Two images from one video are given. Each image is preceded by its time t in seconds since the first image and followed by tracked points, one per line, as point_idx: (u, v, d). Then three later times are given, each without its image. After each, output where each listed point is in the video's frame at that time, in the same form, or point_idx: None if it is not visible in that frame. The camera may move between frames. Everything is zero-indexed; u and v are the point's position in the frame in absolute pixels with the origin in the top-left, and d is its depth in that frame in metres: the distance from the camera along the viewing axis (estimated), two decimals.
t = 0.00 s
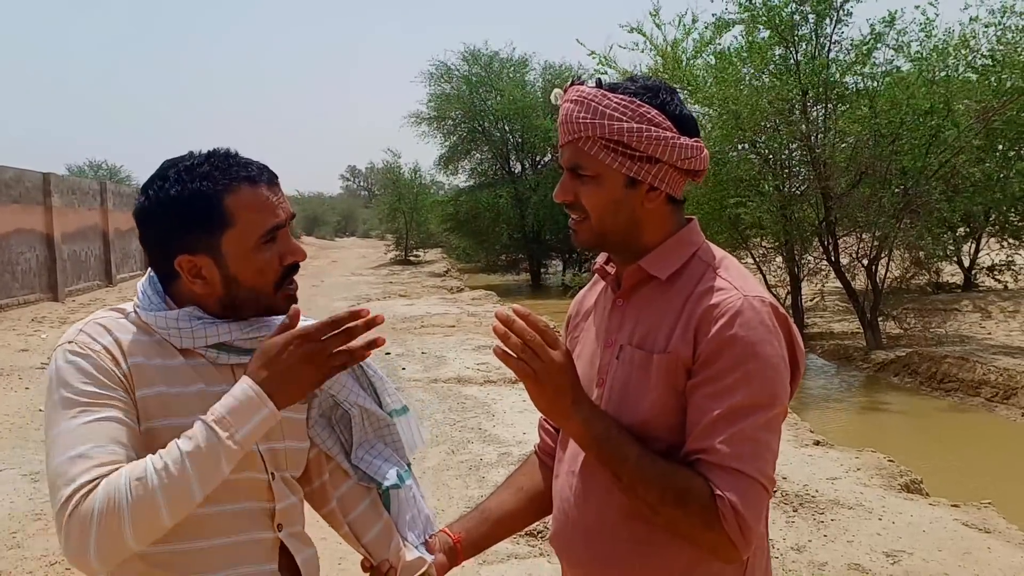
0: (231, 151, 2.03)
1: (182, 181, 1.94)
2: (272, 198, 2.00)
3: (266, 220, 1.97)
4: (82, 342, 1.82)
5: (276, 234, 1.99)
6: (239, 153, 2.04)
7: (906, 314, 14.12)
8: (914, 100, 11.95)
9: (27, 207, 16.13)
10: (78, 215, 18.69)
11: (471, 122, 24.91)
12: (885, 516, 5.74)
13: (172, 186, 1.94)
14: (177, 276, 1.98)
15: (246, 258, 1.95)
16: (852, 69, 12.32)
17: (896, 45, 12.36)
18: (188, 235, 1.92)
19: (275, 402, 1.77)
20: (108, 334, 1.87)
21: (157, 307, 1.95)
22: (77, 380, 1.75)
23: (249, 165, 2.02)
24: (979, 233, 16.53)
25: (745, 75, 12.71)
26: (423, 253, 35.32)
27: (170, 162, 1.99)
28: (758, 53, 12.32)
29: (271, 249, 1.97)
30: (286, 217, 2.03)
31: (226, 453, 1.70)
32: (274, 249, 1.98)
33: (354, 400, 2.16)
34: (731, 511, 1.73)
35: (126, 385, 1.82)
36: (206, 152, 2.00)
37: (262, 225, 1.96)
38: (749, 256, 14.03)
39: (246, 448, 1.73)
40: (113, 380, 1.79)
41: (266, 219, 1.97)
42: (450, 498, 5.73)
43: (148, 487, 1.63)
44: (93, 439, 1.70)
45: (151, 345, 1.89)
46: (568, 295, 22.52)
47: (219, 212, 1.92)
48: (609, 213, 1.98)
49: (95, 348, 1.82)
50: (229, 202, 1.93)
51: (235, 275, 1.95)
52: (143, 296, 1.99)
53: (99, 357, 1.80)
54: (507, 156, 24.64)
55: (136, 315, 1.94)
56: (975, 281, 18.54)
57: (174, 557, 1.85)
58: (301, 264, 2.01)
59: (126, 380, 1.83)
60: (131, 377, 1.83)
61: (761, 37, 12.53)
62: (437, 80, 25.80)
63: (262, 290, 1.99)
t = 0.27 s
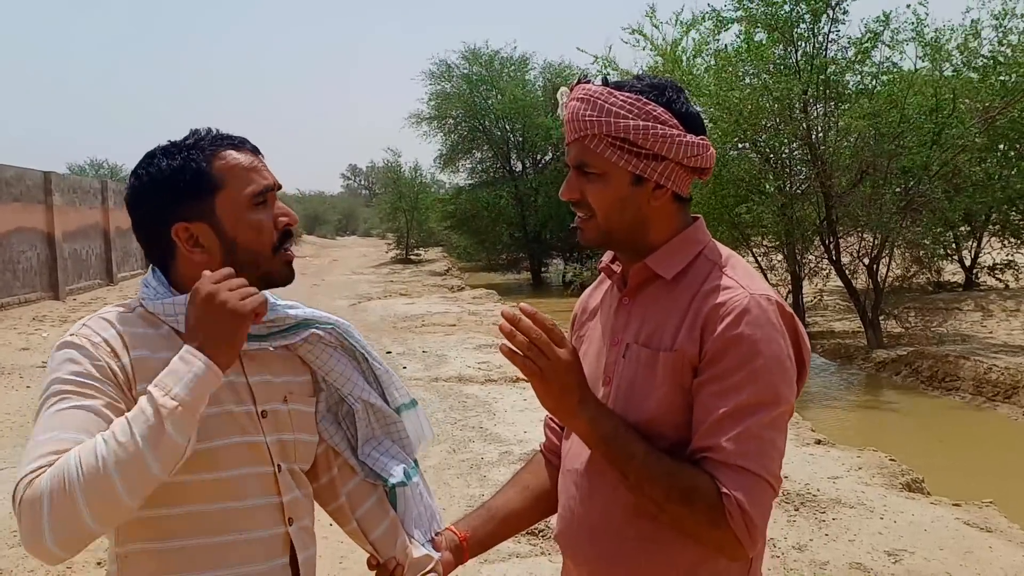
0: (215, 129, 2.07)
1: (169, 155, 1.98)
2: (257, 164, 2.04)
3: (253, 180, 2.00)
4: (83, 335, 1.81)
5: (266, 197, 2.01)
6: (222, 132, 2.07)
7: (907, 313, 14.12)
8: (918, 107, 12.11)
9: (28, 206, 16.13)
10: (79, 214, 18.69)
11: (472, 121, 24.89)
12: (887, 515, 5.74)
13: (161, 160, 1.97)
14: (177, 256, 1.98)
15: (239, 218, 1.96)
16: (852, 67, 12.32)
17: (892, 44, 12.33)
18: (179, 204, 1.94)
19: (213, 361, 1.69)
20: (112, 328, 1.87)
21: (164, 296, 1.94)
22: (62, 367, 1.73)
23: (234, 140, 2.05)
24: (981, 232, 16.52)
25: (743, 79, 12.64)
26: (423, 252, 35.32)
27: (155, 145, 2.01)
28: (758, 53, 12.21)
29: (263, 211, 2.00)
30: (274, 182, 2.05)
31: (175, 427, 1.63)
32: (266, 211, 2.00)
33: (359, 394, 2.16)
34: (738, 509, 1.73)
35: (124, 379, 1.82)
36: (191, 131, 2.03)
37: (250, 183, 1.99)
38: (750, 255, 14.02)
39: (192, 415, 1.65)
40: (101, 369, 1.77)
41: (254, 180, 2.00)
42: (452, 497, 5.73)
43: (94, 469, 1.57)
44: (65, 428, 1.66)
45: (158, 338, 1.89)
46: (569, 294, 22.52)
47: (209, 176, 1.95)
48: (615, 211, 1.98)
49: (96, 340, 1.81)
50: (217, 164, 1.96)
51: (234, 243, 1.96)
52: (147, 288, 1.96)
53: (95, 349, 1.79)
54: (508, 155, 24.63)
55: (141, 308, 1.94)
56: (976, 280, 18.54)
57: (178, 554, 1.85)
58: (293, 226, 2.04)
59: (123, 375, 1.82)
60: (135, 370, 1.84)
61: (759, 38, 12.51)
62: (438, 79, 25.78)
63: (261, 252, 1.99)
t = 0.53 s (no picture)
0: (230, 130, 2.06)
1: (184, 150, 1.98)
2: (269, 165, 2.05)
3: (266, 182, 2.01)
4: (75, 344, 1.77)
5: (277, 199, 2.02)
6: (238, 133, 2.06)
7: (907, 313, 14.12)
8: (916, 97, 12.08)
9: (27, 205, 16.11)
10: (79, 212, 18.68)
11: (471, 120, 24.87)
12: (886, 515, 5.74)
13: (175, 154, 1.97)
14: (184, 254, 1.99)
15: (248, 217, 1.97)
16: (852, 66, 12.30)
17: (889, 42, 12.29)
18: (190, 200, 1.94)
19: None
20: (106, 335, 1.83)
21: (168, 295, 1.95)
22: (54, 383, 1.71)
23: (249, 142, 2.05)
24: (980, 232, 16.52)
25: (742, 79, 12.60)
26: (423, 251, 35.31)
27: (167, 139, 2.01)
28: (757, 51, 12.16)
29: (272, 212, 2.00)
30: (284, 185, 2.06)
31: None
32: (276, 213, 2.01)
33: (361, 396, 2.17)
34: (740, 509, 1.73)
35: (112, 393, 1.77)
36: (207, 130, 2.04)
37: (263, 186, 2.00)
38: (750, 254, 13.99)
39: None
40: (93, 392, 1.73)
41: (267, 182, 2.01)
42: (451, 496, 5.73)
43: (71, 568, 1.59)
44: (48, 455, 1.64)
45: (159, 340, 1.88)
46: (569, 293, 22.51)
47: (222, 173, 1.96)
48: (620, 208, 1.98)
49: (86, 352, 1.77)
50: (230, 163, 1.97)
51: (240, 242, 1.97)
52: (151, 286, 1.97)
53: (87, 362, 1.75)
54: (507, 155, 24.62)
55: (144, 307, 1.94)
56: (976, 279, 18.53)
57: (177, 556, 1.85)
58: (300, 231, 2.05)
59: (112, 388, 1.78)
60: (132, 379, 1.81)
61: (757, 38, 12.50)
62: (437, 78, 25.77)
63: (267, 251, 2.00)
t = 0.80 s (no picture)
0: (243, 135, 2.05)
1: (194, 153, 1.97)
2: (279, 172, 2.04)
3: (276, 191, 2.00)
4: (75, 360, 1.78)
5: (283, 208, 2.01)
6: (249, 138, 2.05)
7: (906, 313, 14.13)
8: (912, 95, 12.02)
9: (26, 205, 16.12)
10: (78, 212, 18.68)
11: (470, 120, 24.86)
12: (885, 515, 5.74)
13: (184, 157, 1.96)
14: (188, 259, 1.98)
15: (256, 226, 1.96)
16: (851, 65, 12.31)
17: (892, 42, 12.27)
18: (197, 205, 1.94)
19: None
20: (104, 348, 1.82)
21: (169, 300, 1.95)
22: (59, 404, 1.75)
23: (260, 148, 2.04)
24: (979, 232, 16.53)
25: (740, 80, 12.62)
26: (422, 251, 35.31)
27: (176, 140, 2.00)
28: (755, 52, 12.26)
29: (279, 220, 2.00)
30: (290, 192, 2.05)
31: None
32: (282, 220, 2.00)
33: (359, 397, 2.17)
34: (739, 507, 1.72)
35: (110, 412, 1.78)
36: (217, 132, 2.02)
37: (272, 195, 1.99)
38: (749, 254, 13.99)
39: None
40: (76, 425, 1.74)
41: (276, 190, 2.00)
42: (451, 496, 5.73)
43: None
44: (40, 504, 1.74)
45: (158, 347, 1.88)
46: (568, 293, 22.51)
47: (232, 178, 1.95)
48: (622, 208, 1.98)
49: (85, 369, 1.77)
50: (241, 170, 1.97)
51: (244, 248, 1.96)
52: (151, 291, 1.97)
53: (81, 386, 1.76)
54: (506, 154, 24.61)
55: (145, 312, 1.94)
56: (975, 279, 18.53)
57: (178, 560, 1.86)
58: (306, 239, 2.04)
59: (110, 407, 1.79)
60: (131, 392, 1.82)
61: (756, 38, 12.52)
62: (436, 78, 25.76)
63: (273, 261, 1.99)
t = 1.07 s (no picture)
0: (245, 134, 2.05)
1: (197, 153, 1.97)
2: (282, 173, 2.04)
3: (279, 193, 2.00)
4: (70, 357, 1.80)
5: (285, 210, 2.01)
6: (251, 137, 2.05)
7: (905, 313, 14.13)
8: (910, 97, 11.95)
9: (26, 204, 16.12)
10: (77, 211, 18.66)
11: (470, 120, 24.87)
12: (884, 515, 5.75)
13: (187, 157, 1.96)
14: (189, 259, 1.98)
15: (257, 228, 1.96)
16: (850, 65, 12.32)
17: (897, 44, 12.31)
18: (200, 207, 1.94)
19: None
20: (100, 346, 1.83)
21: (169, 300, 1.95)
22: (48, 400, 1.77)
23: (264, 149, 2.05)
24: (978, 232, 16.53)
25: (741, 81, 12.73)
26: (422, 251, 35.30)
27: (179, 140, 2.00)
28: (753, 56, 12.50)
29: (282, 222, 2.00)
30: (292, 194, 2.05)
31: None
32: (283, 222, 2.00)
33: (359, 397, 2.17)
34: (737, 507, 1.73)
35: (103, 411, 1.80)
36: (220, 132, 2.03)
37: (276, 196, 1.99)
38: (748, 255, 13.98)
39: None
40: (65, 421, 1.77)
41: (279, 192, 2.00)
42: (450, 495, 5.74)
43: None
44: (24, 495, 1.78)
45: (156, 345, 1.89)
46: (568, 293, 22.53)
47: (236, 180, 1.95)
48: (621, 208, 1.99)
49: (80, 367, 1.79)
50: (245, 171, 1.97)
51: (245, 249, 1.96)
52: (152, 290, 1.98)
53: (72, 382, 1.78)
54: (506, 155, 24.61)
55: (145, 311, 1.94)
56: (975, 280, 18.53)
57: (176, 560, 1.87)
58: (308, 240, 2.03)
59: (103, 405, 1.80)
60: (127, 391, 1.83)
61: (755, 40, 12.62)
62: (436, 78, 25.76)
63: (274, 262, 2.00)
